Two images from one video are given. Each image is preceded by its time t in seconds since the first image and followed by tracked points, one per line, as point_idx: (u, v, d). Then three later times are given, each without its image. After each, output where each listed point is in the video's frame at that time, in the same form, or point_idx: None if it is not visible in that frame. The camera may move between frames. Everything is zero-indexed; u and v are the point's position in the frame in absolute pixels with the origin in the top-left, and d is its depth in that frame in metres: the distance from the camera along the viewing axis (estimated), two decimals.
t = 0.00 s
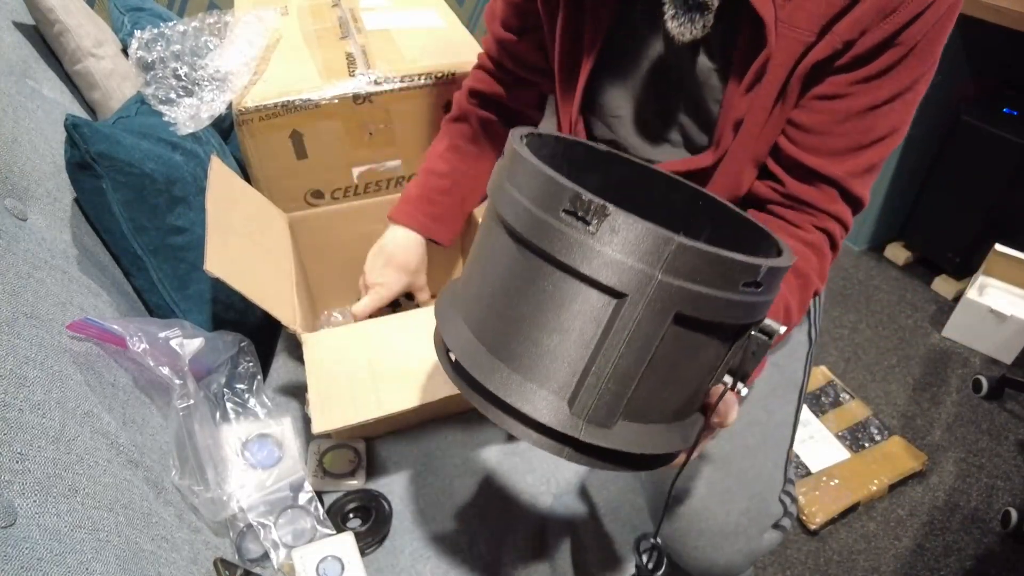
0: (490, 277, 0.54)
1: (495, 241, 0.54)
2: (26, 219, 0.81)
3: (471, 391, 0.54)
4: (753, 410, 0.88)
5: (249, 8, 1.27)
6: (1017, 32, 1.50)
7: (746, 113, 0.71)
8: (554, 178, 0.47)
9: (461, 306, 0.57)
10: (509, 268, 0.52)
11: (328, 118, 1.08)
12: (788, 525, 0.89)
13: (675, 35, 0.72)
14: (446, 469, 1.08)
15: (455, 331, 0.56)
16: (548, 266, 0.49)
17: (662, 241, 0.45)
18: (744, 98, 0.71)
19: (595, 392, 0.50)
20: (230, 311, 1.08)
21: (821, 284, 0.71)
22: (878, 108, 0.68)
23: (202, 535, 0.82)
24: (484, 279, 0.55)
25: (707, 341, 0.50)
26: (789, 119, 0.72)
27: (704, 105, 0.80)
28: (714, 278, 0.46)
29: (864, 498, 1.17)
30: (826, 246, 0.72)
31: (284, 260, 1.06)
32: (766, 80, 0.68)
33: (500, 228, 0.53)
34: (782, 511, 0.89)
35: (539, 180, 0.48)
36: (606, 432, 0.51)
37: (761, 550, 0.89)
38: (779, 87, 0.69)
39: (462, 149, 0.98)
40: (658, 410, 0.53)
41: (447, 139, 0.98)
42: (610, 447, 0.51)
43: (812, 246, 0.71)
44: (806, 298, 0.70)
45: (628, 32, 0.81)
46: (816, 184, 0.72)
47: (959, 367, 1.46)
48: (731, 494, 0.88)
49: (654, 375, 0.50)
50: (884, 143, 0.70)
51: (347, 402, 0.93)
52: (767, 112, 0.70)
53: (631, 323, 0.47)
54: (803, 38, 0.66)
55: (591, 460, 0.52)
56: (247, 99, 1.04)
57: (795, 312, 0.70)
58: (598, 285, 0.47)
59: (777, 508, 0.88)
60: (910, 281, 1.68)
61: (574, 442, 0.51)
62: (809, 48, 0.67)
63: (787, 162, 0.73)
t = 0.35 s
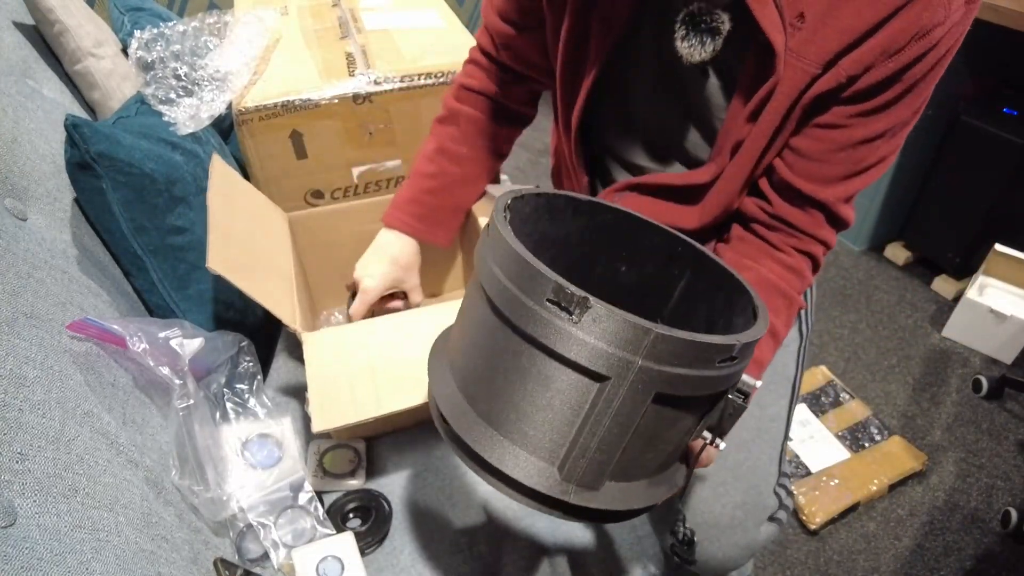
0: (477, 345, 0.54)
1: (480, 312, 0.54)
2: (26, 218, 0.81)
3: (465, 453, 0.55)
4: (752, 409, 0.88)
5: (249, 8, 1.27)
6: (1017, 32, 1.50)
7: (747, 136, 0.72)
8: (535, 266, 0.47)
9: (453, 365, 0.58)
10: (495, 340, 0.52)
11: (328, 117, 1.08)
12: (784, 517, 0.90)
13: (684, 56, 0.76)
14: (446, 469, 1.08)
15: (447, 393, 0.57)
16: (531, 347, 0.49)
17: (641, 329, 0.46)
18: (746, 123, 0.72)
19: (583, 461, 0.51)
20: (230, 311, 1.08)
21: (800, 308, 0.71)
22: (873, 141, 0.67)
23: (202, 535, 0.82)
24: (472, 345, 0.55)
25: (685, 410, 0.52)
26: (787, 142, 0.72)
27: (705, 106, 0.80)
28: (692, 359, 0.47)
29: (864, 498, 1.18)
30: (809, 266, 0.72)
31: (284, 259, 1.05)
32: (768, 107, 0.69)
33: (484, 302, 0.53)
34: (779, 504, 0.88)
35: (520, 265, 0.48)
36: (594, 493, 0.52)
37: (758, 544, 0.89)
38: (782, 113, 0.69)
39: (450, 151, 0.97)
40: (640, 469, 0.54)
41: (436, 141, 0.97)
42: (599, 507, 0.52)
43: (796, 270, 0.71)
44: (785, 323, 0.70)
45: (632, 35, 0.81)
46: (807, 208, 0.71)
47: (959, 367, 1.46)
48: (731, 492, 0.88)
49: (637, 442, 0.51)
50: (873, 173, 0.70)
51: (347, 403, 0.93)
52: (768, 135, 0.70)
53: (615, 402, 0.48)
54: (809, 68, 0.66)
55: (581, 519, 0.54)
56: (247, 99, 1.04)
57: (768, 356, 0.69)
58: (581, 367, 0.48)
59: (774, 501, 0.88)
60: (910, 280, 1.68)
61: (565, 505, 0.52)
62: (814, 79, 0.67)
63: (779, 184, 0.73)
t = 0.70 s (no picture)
0: (472, 339, 0.54)
1: (477, 305, 0.54)
2: (26, 218, 0.81)
3: (452, 448, 0.55)
4: (751, 408, 0.88)
5: (249, 8, 1.27)
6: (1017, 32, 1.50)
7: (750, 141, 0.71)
8: (536, 265, 0.47)
9: (446, 358, 0.59)
10: (490, 336, 0.52)
11: (328, 118, 1.08)
12: (786, 518, 0.90)
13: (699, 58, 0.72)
14: (446, 469, 1.08)
15: (441, 387, 0.57)
16: (527, 345, 0.50)
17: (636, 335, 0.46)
18: (749, 127, 0.71)
19: (572, 461, 0.51)
20: (230, 311, 1.08)
21: (797, 314, 0.72)
22: (878, 149, 0.67)
23: (202, 535, 0.82)
24: (466, 339, 0.55)
25: (677, 419, 0.52)
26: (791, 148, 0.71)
27: (706, 106, 0.80)
28: (688, 367, 0.47)
29: (864, 498, 1.18)
30: (805, 271, 0.73)
31: (284, 259, 1.05)
32: (775, 112, 0.68)
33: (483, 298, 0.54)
34: (780, 504, 0.89)
35: (522, 263, 0.48)
36: (580, 494, 0.53)
37: (759, 544, 0.89)
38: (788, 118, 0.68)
39: (445, 159, 0.97)
40: (629, 473, 0.55)
41: (430, 148, 0.98)
42: (585, 508, 0.53)
43: (792, 274, 0.72)
44: (780, 326, 0.71)
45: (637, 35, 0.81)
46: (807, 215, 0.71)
47: (959, 367, 1.46)
48: (730, 492, 0.88)
49: (627, 446, 0.52)
50: (875, 181, 0.69)
51: (346, 402, 0.93)
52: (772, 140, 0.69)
53: (607, 405, 0.48)
54: (819, 74, 0.65)
55: (565, 519, 0.54)
56: (247, 99, 1.04)
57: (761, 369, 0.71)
58: (575, 370, 0.48)
59: (775, 500, 0.88)
60: (910, 280, 1.68)
61: (550, 504, 0.53)
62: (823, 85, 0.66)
63: (780, 191, 0.72)
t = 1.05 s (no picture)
0: (456, 361, 0.55)
1: (460, 326, 0.55)
2: (27, 219, 0.81)
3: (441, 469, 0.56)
4: (750, 410, 0.88)
5: (250, 9, 1.27)
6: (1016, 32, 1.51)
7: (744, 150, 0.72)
8: (514, 289, 0.47)
9: (433, 378, 0.59)
10: (472, 358, 0.53)
11: (328, 118, 1.08)
12: (784, 520, 0.90)
13: (692, 62, 0.73)
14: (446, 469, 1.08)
15: (430, 407, 0.58)
16: (507, 367, 0.50)
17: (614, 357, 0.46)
18: (744, 136, 0.72)
19: (557, 481, 0.51)
20: (230, 311, 1.08)
21: (792, 323, 0.73)
22: (872, 166, 0.67)
23: (202, 534, 0.82)
24: (451, 360, 0.56)
25: (660, 436, 0.52)
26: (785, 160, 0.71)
27: (703, 110, 0.80)
28: (672, 386, 0.47)
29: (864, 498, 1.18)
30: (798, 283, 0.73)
31: (285, 259, 1.06)
32: (770, 120, 0.68)
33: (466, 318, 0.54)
34: (778, 506, 0.89)
35: (500, 287, 0.49)
36: (567, 512, 0.53)
37: (756, 545, 0.89)
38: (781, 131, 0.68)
39: (446, 111, 0.98)
40: (615, 490, 0.55)
41: (435, 98, 0.99)
42: (573, 526, 0.53)
43: (785, 285, 0.72)
44: (775, 335, 0.71)
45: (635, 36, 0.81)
46: (803, 229, 0.71)
47: (958, 367, 1.46)
48: (728, 493, 0.88)
49: (611, 465, 0.52)
50: (869, 199, 0.70)
51: (348, 402, 0.94)
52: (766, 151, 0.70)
53: (587, 426, 0.49)
54: (813, 86, 0.65)
55: (552, 537, 0.54)
56: (247, 99, 1.04)
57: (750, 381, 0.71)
58: (556, 392, 0.48)
59: (773, 502, 0.89)
60: (909, 280, 1.69)
61: (537, 523, 0.53)
62: (817, 98, 0.66)
63: (774, 203, 0.72)
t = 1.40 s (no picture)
0: (466, 372, 0.55)
1: (471, 338, 0.55)
2: (27, 218, 0.81)
3: (450, 480, 0.56)
4: (751, 411, 0.89)
5: (250, 9, 1.27)
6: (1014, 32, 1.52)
7: (738, 156, 0.73)
8: (531, 303, 0.48)
9: (441, 387, 0.59)
10: (485, 370, 0.53)
11: (328, 119, 1.08)
12: (785, 522, 0.90)
13: (687, 71, 0.76)
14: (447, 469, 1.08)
15: (438, 416, 0.58)
16: (521, 382, 0.50)
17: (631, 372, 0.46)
18: (739, 142, 0.72)
19: (569, 494, 0.51)
20: (231, 311, 1.08)
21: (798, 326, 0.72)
22: (868, 173, 0.66)
23: (203, 533, 0.82)
24: (461, 371, 0.56)
25: (670, 450, 0.52)
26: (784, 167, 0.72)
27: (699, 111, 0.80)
28: (679, 403, 0.47)
29: (863, 497, 1.18)
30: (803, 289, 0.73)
31: (285, 259, 1.06)
32: (763, 126, 0.68)
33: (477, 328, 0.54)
34: (780, 508, 0.90)
35: (516, 300, 0.49)
36: (578, 525, 0.53)
37: (756, 546, 0.89)
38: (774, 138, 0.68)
39: (465, 102, 0.99)
40: (625, 503, 0.55)
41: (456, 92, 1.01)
42: (583, 539, 0.53)
43: (792, 290, 0.72)
44: (777, 336, 0.70)
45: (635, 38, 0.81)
46: (806, 235, 0.71)
47: (957, 366, 1.46)
48: (728, 493, 0.88)
49: (623, 480, 0.52)
50: (869, 206, 0.69)
51: (348, 401, 0.94)
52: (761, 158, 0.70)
53: (603, 442, 0.49)
54: (804, 92, 0.65)
55: (562, 549, 0.55)
56: (248, 99, 1.04)
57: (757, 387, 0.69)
58: (568, 406, 0.49)
59: (774, 503, 0.89)
60: (909, 280, 1.69)
61: (548, 535, 0.53)
62: (809, 104, 0.66)
63: (773, 206, 0.73)
